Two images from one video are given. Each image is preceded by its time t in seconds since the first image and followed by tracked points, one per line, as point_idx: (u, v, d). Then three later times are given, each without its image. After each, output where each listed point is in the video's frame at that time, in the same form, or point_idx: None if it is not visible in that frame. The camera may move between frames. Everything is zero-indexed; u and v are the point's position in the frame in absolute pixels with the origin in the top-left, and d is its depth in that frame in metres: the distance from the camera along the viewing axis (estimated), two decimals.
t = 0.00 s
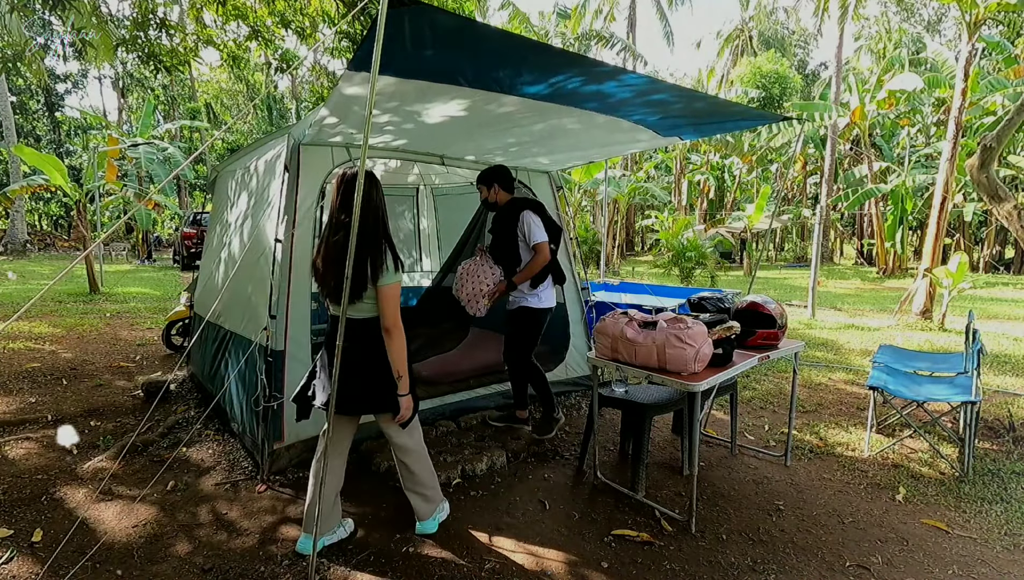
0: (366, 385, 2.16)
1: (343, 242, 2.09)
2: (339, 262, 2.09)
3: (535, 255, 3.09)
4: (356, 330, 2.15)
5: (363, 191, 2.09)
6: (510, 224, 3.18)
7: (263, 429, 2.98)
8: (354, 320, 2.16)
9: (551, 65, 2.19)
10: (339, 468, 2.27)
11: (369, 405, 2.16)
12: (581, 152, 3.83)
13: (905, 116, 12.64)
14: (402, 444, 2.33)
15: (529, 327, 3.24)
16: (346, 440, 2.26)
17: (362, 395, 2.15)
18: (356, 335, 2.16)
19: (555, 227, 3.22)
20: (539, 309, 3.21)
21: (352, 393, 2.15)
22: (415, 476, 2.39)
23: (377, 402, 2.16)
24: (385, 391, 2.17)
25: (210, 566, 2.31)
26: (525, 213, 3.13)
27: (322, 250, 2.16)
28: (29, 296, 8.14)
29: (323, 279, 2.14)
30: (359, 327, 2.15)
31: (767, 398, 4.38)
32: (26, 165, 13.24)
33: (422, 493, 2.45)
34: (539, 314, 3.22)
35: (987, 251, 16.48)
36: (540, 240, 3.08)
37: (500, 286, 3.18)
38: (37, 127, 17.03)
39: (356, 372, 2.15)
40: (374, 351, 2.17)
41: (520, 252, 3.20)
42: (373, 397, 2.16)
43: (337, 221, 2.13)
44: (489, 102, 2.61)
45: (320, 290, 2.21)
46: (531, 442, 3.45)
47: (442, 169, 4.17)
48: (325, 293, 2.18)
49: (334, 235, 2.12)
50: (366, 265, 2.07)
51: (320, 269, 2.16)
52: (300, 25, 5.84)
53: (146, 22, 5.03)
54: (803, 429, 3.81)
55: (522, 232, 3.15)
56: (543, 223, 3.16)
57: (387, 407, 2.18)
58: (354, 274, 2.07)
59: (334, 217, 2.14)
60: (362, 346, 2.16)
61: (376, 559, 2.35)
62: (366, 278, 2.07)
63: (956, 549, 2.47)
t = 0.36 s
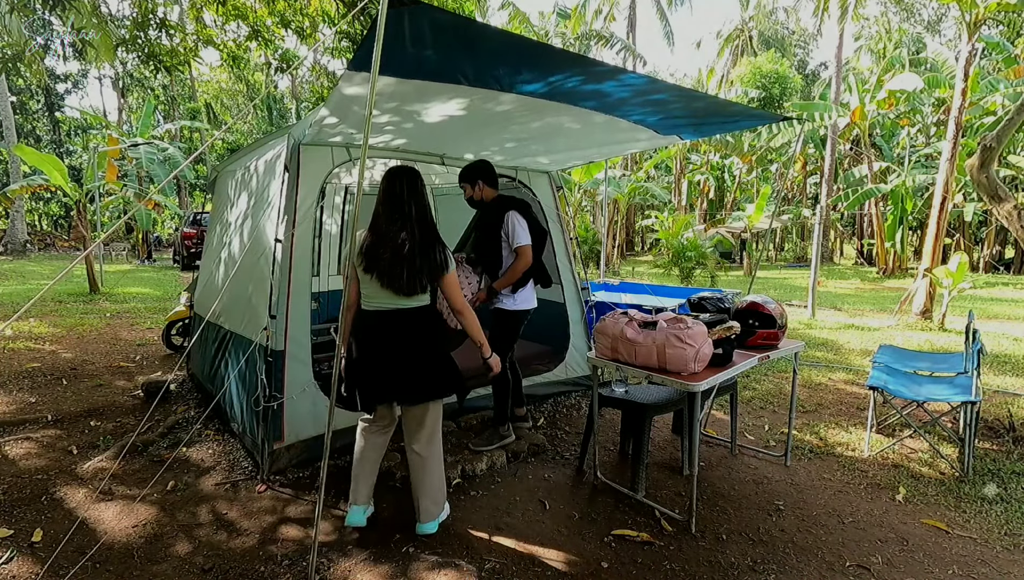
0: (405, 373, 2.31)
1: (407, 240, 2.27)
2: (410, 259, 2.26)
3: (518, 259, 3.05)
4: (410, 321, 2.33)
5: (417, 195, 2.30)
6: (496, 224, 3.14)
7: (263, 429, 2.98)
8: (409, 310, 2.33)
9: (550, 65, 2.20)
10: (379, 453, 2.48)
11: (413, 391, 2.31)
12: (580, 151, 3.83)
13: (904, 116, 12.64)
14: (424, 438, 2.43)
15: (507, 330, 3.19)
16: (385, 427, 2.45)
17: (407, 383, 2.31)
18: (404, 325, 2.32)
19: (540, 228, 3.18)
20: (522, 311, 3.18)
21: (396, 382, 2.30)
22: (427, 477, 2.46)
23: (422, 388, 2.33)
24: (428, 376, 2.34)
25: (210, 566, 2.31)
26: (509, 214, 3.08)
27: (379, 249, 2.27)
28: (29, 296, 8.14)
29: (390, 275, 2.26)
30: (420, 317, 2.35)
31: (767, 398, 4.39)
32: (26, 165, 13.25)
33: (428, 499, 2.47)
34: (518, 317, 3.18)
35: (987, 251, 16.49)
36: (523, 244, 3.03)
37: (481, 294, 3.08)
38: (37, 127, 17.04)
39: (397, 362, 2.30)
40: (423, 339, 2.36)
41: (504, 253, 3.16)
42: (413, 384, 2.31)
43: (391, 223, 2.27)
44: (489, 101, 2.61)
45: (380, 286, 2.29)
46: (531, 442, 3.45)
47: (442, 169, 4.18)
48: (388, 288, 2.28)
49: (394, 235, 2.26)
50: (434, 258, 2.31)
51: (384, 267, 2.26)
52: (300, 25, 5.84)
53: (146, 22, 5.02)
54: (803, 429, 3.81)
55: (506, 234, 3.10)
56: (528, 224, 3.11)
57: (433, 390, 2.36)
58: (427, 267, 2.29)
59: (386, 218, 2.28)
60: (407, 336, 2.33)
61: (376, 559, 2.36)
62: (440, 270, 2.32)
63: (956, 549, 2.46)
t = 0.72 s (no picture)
0: (408, 371, 2.32)
1: (415, 239, 2.30)
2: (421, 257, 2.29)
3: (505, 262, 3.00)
4: (415, 319, 2.35)
5: (424, 195, 2.33)
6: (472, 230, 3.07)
7: (263, 429, 2.98)
8: (415, 308, 2.35)
9: (551, 66, 2.19)
10: (379, 451, 2.44)
11: (416, 389, 2.33)
12: (581, 152, 3.83)
13: (905, 116, 12.64)
14: (427, 434, 2.42)
15: (513, 330, 3.21)
16: (385, 424, 2.43)
17: (410, 380, 2.32)
18: (409, 323, 2.35)
19: (517, 220, 3.11)
20: (526, 309, 3.22)
21: (399, 379, 2.32)
22: (428, 474, 2.45)
23: (423, 385, 2.34)
24: (431, 373, 2.36)
25: (210, 566, 2.31)
26: (485, 216, 3.03)
27: (387, 246, 2.28)
28: (29, 296, 8.14)
29: (399, 272, 2.27)
30: (424, 316, 2.37)
31: (767, 398, 4.39)
32: (26, 165, 13.25)
33: (429, 497, 2.47)
34: (523, 315, 3.22)
35: (987, 251, 16.50)
36: (505, 244, 2.98)
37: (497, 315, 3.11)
38: (37, 127, 17.04)
39: (401, 359, 2.32)
40: (427, 336, 2.38)
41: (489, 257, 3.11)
42: (416, 381, 2.33)
43: (399, 221, 2.28)
44: (490, 105, 2.61)
45: (388, 283, 2.30)
46: (531, 442, 3.45)
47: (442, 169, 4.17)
48: (397, 285, 2.30)
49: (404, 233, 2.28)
50: (441, 258, 2.37)
51: (394, 264, 2.27)
52: (300, 25, 5.83)
53: (146, 22, 5.02)
54: (803, 429, 3.81)
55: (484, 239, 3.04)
56: (505, 222, 3.05)
57: (435, 386, 2.37)
58: (433, 267, 2.33)
59: (393, 216, 2.29)
60: (411, 334, 2.35)
61: (376, 558, 2.36)
62: (444, 271, 2.38)
63: (956, 549, 2.47)
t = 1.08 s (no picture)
0: (407, 371, 2.32)
1: (420, 240, 2.31)
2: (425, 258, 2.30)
3: (500, 268, 3.00)
4: (417, 319, 2.35)
5: (432, 198, 2.34)
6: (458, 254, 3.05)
7: (263, 429, 2.98)
8: (417, 309, 2.36)
9: (552, 66, 2.19)
10: (381, 452, 2.44)
11: (415, 389, 2.32)
12: (581, 153, 3.82)
13: (905, 116, 12.63)
14: (429, 436, 2.43)
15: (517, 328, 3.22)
16: (385, 426, 2.42)
17: (409, 380, 2.32)
18: (411, 324, 2.35)
19: (493, 226, 3.08)
20: (528, 306, 3.23)
21: (399, 380, 2.31)
22: (430, 475, 2.45)
23: (422, 385, 2.33)
24: (430, 371, 2.35)
25: (210, 566, 2.31)
26: (466, 237, 3.01)
27: (393, 245, 2.29)
28: (29, 296, 8.14)
29: (404, 271, 2.28)
30: (426, 316, 2.38)
31: (767, 398, 4.39)
32: (26, 165, 13.25)
33: (432, 497, 2.47)
34: (525, 313, 3.23)
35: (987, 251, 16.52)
36: (494, 252, 2.97)
37: (502, 317, 3.09)
38: (37, 127, 17.04)
39: (401, 360, 2.32)
40: (428, 337, 2.38)
41: (481, 272, 3.09)
42: (415, 381, 2.32)
43: (406, 222, 2.29)
44: (490, 106, 2.61)
45: (391, 281, 2.31)
46: (531, 442, 3.45)
47: (441, 168, 4.17)
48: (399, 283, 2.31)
49: (410, 234, 2.29)
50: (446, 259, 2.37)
51: (398, 263, 2.28)
52: (300, 25, 5.83)
53: (146, 22, 5.02)
54: (803, 429, 3.81)
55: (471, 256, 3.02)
56: (486, 232, 3.03)
57: (435, 386, 2.37)
58: (437, 268, 2.33)
59: (400, 217, 2.30)
60: (412, 334, 2.35)
61: (376, 559, 2.36)
62: (448, 273, 2.37)
63: (956, 549, 2.47)
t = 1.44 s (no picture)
0: (406, 372, 2.32)
1: (417, 240, 2.30)
2: (422, 258, 2.29)
3: (494, 272, 2.96)
4: (415, 319, 2.36)
5: (429, 198, 2.32)
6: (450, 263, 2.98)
7: (263, 429, 2.99)
8: (415, 310, 2.37)
9: (552, 65, 2.19)
10: (380, 453, 2.44)
11: (415, 389, 2.32)
12: (581, 152, 3.82)
13: (905, 116, 12.62)
14: (428, 435, 2.43)
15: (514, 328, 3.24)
16: (385, 427, 2.42)
17: (409, 380, 2.32)
18: (410, 324, 2.35)
19: (483, 233, 3.06)
20: (525, 306, 3.26)
21: (398, 381, 2.31)
22: (430, 475, 2.45)
23: (422, 385, 2.33)
24: (429, 372, 2.36)
25: (210, 566, 2.31)
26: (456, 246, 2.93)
27: (389, 246, 2.28)
28: (29, 296, 8.14)
29: (401, 272, 2.28)
30: (424, 316, 2.39)
31: (767, 398, 4.39)
32: (26, 165, 13.25)
33: (431, 498, 2.48)
34: (522, 314, 3.25)
35: (987, 251, 16.52)
36: (487, 257, 2.91)
37: (501, 318, 3.08)
38: (37, 127, 17.04)
39: (400, 361, 2.32)
40: (427, 338, 2.39)
41: (474, 280, 3.03)
42: (414, 381, 2.32)
43: (404, 222, 2.28)
44: (489, 104, 2.61)
45: (389, 282, 2.31)
46: (531, 442, 3.45)
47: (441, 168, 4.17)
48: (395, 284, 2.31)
49: (407, 234, 2.28)
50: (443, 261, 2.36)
51: (395, 264, 2.28)
52: (300, 25, 5.84)
53: (146, 22, 5.02)
54: (803, 429, 3.81)
55: (464, 263, 2.93)
56: (476, 239, 2.99)
57: (434, 387, 2.37)
58: (434, 269, 2.33)
59: (397, 217, 2.29)
60: (410, 335, 2.35)
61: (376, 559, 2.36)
62: (445, 274, 2.38)
63: (956, 549, 2.47)
